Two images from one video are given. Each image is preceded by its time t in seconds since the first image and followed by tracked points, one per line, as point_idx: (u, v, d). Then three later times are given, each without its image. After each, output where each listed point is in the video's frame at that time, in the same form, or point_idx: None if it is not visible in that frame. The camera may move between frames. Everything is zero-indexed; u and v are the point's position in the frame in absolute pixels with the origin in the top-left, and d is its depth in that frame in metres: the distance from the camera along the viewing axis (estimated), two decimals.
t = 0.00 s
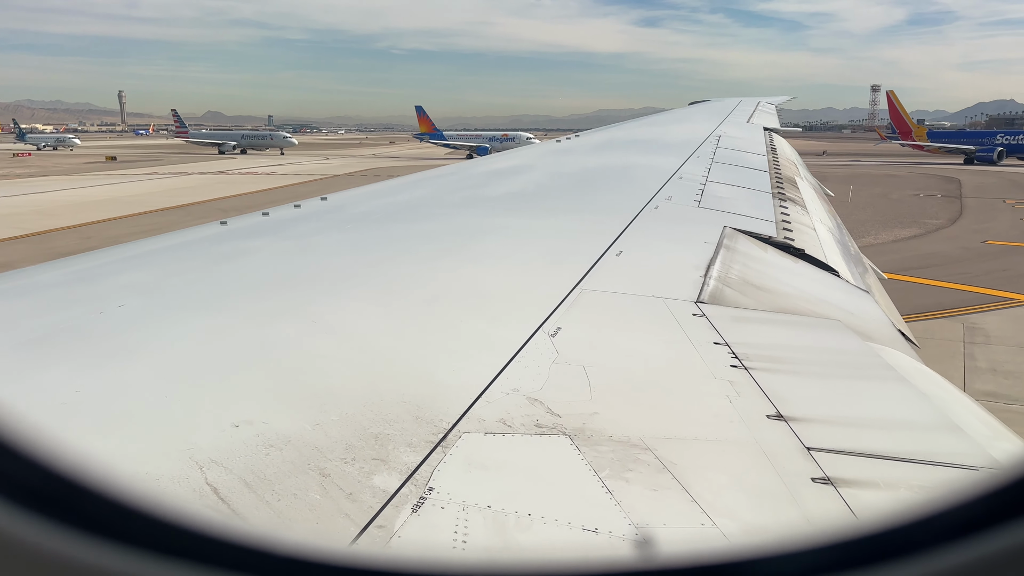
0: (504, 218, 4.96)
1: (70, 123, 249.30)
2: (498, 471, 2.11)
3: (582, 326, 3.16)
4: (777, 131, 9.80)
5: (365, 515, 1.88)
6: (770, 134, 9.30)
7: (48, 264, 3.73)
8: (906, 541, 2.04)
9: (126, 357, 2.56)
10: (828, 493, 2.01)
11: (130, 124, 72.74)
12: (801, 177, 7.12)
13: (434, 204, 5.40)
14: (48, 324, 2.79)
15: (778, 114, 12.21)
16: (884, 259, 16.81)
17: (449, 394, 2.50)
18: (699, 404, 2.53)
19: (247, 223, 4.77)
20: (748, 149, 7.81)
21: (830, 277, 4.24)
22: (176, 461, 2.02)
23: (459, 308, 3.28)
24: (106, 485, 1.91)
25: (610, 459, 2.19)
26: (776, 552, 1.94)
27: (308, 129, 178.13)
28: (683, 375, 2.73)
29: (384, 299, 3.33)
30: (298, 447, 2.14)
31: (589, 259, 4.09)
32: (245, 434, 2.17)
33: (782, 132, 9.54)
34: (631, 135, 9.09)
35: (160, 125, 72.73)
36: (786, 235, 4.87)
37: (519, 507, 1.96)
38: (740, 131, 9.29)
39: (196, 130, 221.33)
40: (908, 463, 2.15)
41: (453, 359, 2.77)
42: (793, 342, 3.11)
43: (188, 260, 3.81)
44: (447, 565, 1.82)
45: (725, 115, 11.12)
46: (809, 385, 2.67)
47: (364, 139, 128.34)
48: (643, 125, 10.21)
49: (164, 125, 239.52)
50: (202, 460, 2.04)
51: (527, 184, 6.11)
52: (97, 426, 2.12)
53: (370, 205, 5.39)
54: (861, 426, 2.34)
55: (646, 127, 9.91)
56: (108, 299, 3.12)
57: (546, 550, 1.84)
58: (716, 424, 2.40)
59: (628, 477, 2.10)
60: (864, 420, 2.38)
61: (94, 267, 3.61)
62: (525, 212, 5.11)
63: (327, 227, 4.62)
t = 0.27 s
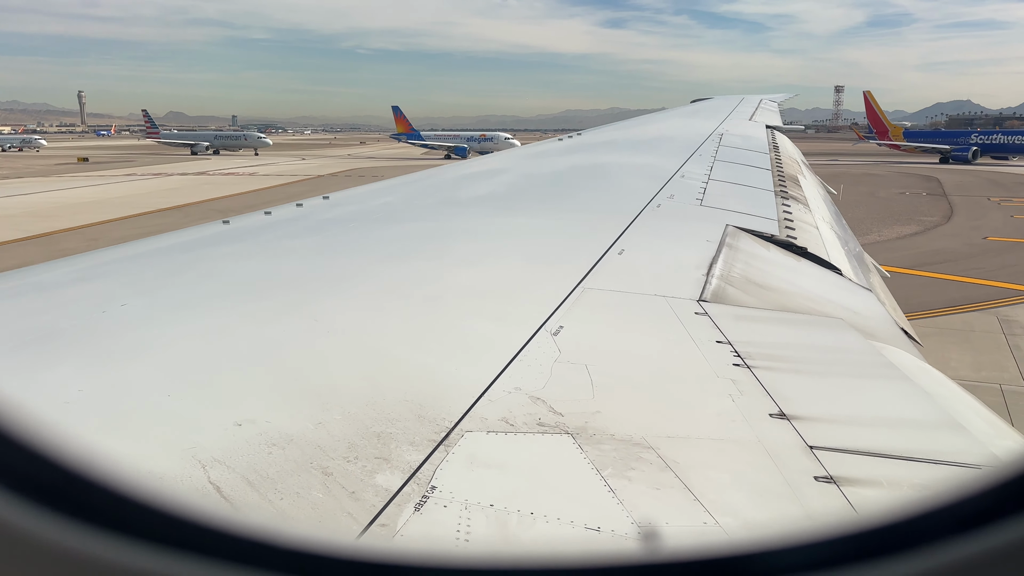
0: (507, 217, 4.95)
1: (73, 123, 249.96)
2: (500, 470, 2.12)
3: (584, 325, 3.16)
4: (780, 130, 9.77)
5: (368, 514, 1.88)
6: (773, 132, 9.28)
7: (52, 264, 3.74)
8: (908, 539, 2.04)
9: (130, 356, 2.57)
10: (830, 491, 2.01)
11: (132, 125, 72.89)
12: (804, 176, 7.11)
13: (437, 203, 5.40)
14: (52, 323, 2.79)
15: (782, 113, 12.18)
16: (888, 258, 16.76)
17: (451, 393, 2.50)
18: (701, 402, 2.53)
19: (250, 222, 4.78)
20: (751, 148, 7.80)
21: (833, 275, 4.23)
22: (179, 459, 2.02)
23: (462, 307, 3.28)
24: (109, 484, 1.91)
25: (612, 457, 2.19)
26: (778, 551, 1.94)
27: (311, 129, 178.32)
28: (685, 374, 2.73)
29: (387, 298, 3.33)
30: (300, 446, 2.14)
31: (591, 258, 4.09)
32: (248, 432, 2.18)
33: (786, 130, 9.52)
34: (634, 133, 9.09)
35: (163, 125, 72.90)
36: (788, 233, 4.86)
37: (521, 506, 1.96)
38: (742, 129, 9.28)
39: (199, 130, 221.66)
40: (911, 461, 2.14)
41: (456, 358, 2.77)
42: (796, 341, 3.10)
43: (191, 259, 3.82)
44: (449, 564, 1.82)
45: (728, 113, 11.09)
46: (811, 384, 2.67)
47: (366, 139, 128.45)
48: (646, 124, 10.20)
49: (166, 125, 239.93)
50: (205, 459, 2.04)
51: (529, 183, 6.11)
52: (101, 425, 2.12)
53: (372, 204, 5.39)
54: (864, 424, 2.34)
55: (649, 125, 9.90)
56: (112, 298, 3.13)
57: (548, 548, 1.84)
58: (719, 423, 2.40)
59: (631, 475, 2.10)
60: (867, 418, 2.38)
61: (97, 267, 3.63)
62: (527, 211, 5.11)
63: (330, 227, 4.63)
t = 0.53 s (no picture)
0: (509, 218, 4.95)
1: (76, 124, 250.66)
2: (502, 471, 2.11)
3: (587, 326, 3.16)
4: (783, 131, 9.77)
5: (370, 515, 1.88)
6: (776, 133, 9.28)
7: (55, 265, 3.75)
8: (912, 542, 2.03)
9: (133, 357, 2.57)
10: (833, 493, 2.00)
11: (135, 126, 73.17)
12: (806, 177, 7.10)
13: (439, 205, 5.40)
14: (57, 324, 2.80)
15: (784, 114, 12.17)
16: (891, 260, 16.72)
17: (454, 394, 2.51)
18: (704, 404, 2.53)
19: (253, 223, 4.80)
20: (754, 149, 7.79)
21: (836, 277, 4.23)
22: (182, 461, 2.03)
23: (464, 308, 3.28)
24: (111, 486, 1.91)
25: (615, 459, 2.19)
26: (781, 553, 1.93)
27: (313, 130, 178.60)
28: (688, 375, 2.73)
29: (390, 300, 3.33)
30: (303, 447, 2.14)
31: (594, 259, 4.09)
32: (250, 434, 2.18)
33: (788, 131, 9.51)
34: (636, 135, 9.09)
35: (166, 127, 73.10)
36: (791, 235, 4.85)
37: (524, 507, 1.96)
38: (744, 130, 9.28)
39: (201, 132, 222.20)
40: (914, 462, 2.14)
41: (459, 360, 2.77)
42: (799, 342, 3.10)
43: (194, 261, 3.83)
44: (452, 566, 1.82)
45: (730, 114, 11.09)
46: (815, 385, 2.67)
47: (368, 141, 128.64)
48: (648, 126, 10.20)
49: (168, 127, 240.35)
50: (207, 461, 2.04)
51: (532, 184, 6.11)
52: (106, 427, 2.13)
53: (375, 206, 5.40)
54: (867, 426, 2.34)
55: (651, 126, 9.90)
56: (115, 300, 3.14)
57: (551, 550, 1.83)
58: (722, 424, 2.40)
59: (633, 477, 2.10)
60: (870, 420, 2.38)
61: (101, 268, 3.64)
62: (530, 213, 5.10)
63: (332, 228, 4.63)
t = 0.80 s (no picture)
0: (511, 219, 4.95)
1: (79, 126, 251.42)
2: (504, 472, 2.11)
3: (589, 326, 3.16)
4: (785, 131, 9.76)
5: (373, 515, 1.89)
6: (778, 134, 9.27)
7: (59, 266, 3.77)
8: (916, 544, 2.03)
9: (135, 358, 2.58)
10: (835, 493, 2.00)
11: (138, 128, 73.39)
12: (809, 177, 7.09)
13: (441, 205, 5.40)
14: (60, 325, 2.81)
15: (787, 114, 12.15)
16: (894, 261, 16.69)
17: (456, 394, 2.51)
18: (706, 404, 2.52)
19: (256, 223, 4.81)
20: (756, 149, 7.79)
21: (839, 277, 4.22)
22: (185, 461, 2.03)
23: (467, 309, 3.29)
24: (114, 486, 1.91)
25: (617, 459, 2.19)
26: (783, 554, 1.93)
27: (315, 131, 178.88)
28: (690, 375, 2.72)
29: (392, 300, 3.33)
30: (306, 448, 2.15)
31: (595, 260, 4.09)
32: (253, 434, 2.18)
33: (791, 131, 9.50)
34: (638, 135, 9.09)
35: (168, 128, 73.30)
36: (793, 235, 4.85)
37: (526, 508, 1.96)
38: (747, 131, 9.27)
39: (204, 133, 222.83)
40: (917, 462, 2.14)
41: (461, 360, 2.77)
42: (801, 342, 3.09)
43: (197, 261, 3.84)
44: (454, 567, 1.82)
45: (733, 115, 11.09)
46: (817, 385, 2.66)
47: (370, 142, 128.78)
48: (650, 126, 10.20)
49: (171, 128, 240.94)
50: (210, 461, 2.05)
51: (534, 184, 6.11)
52: (108, 427, 2.13)
53: (377, 206, 5.40)
54: (870, 426, 2.33)
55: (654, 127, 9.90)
56: (118, 300, 3.15)
57: (553, 550, 1.83)
58: (724, 424, 2.39)
59: (635, 477, 2.09)
60: (873, 420, 2.37)
61: (104, 268, 3.65)
62: (532, 213, 5.10)
63: (334, 229, 4.64)
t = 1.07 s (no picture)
0: (513, 218, 4.95)
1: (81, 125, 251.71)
2: (505, 471, 2.11)
3: (592, 325, 3.15)
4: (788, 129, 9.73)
5: (375, 515, 1.88)
6: (780, 132, 9.25)
7: (61, 265, 3.77)
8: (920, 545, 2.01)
9: (137, 357, 2.58)
10: (838, 492, 2.00)
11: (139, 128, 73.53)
12: (811, 175, 7.07)
13: (443, 204, 5.39)
14: (61, 325, 2.81)
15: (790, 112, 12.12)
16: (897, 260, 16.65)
17: (458, 393, 2.50)
18: (709, 403, 2.52)
19: (258, 223, 4.81)
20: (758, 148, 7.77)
21: (842, 276, 4.21)
22: (187, 461, 2.03)
23: (469, 308, 3.28)
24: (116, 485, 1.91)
25: (619, 458, 2.18)
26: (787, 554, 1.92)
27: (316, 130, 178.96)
28: (692, 374, 2.72)
29: (394, 300, 3.33)
30: (308, 447, 2.14)
31: (597, 259, 4.08)
32: (256, 434, 2.18)
33: (793, 129, 9.48)
34: (640, 134, 9.07)
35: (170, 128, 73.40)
36: (796, 234, 4.83)
37: (529, 507, 1.96)
38: (749, 129, 9.25)
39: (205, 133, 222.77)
40: (920, 462, 2.13)
41: (462, 359, 2.77)
42: (804, 341, 3.08)
43: (199, 261, 3.84)
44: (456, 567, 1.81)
45: (735, 113, 11.06)
46: (820, 384, 2.65)
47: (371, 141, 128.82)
48: (652, 125, 10.18)
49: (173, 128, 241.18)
50: (212, 460, 2.05)
51: (536, 183, 6.10)
52: (110, 427, 2.13)
53: (379, 205, 5.40)
54: (873, 425, 2.33)
55: (656, 126, 9.89)
56: (120, 299, 3.16)
57: (555, 550, 1.83)
58: (727, 424, 2.39)
59: (638, 476, 2.09)
60: (876, 419, 2.36)
61: (105, 268, 3.65)
62: (534, 212, 5.09)
63: (336, 228, 4.64)
